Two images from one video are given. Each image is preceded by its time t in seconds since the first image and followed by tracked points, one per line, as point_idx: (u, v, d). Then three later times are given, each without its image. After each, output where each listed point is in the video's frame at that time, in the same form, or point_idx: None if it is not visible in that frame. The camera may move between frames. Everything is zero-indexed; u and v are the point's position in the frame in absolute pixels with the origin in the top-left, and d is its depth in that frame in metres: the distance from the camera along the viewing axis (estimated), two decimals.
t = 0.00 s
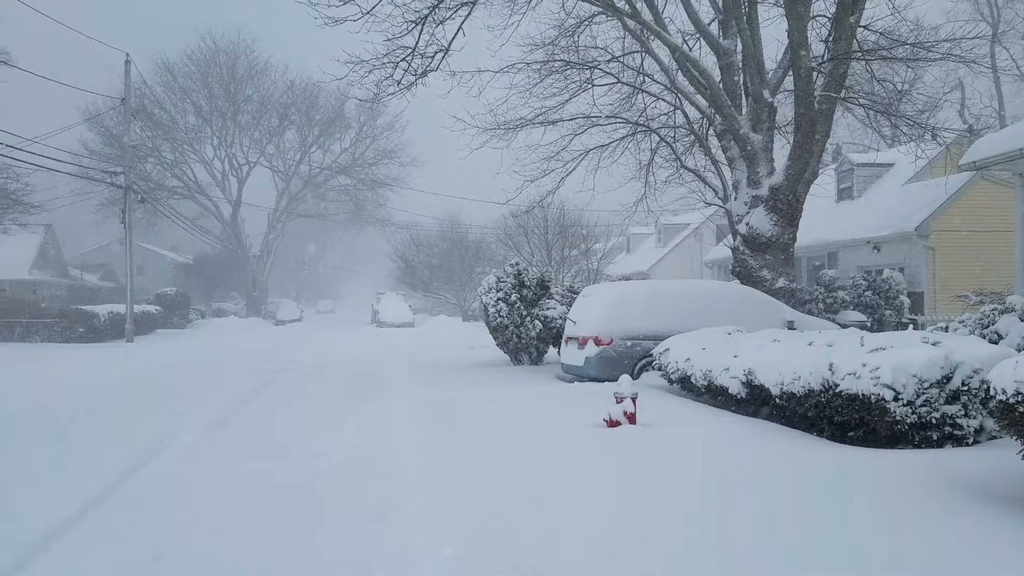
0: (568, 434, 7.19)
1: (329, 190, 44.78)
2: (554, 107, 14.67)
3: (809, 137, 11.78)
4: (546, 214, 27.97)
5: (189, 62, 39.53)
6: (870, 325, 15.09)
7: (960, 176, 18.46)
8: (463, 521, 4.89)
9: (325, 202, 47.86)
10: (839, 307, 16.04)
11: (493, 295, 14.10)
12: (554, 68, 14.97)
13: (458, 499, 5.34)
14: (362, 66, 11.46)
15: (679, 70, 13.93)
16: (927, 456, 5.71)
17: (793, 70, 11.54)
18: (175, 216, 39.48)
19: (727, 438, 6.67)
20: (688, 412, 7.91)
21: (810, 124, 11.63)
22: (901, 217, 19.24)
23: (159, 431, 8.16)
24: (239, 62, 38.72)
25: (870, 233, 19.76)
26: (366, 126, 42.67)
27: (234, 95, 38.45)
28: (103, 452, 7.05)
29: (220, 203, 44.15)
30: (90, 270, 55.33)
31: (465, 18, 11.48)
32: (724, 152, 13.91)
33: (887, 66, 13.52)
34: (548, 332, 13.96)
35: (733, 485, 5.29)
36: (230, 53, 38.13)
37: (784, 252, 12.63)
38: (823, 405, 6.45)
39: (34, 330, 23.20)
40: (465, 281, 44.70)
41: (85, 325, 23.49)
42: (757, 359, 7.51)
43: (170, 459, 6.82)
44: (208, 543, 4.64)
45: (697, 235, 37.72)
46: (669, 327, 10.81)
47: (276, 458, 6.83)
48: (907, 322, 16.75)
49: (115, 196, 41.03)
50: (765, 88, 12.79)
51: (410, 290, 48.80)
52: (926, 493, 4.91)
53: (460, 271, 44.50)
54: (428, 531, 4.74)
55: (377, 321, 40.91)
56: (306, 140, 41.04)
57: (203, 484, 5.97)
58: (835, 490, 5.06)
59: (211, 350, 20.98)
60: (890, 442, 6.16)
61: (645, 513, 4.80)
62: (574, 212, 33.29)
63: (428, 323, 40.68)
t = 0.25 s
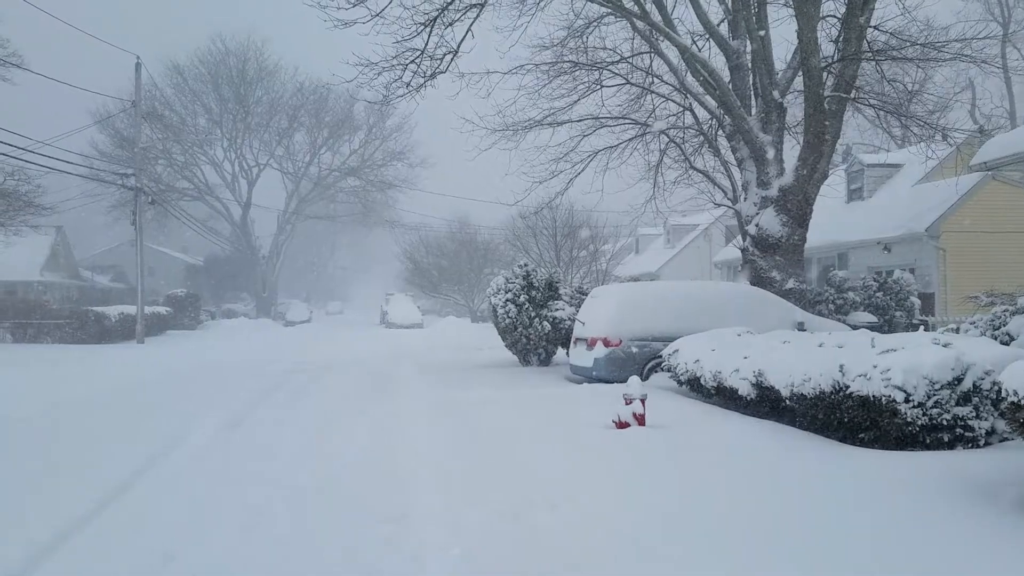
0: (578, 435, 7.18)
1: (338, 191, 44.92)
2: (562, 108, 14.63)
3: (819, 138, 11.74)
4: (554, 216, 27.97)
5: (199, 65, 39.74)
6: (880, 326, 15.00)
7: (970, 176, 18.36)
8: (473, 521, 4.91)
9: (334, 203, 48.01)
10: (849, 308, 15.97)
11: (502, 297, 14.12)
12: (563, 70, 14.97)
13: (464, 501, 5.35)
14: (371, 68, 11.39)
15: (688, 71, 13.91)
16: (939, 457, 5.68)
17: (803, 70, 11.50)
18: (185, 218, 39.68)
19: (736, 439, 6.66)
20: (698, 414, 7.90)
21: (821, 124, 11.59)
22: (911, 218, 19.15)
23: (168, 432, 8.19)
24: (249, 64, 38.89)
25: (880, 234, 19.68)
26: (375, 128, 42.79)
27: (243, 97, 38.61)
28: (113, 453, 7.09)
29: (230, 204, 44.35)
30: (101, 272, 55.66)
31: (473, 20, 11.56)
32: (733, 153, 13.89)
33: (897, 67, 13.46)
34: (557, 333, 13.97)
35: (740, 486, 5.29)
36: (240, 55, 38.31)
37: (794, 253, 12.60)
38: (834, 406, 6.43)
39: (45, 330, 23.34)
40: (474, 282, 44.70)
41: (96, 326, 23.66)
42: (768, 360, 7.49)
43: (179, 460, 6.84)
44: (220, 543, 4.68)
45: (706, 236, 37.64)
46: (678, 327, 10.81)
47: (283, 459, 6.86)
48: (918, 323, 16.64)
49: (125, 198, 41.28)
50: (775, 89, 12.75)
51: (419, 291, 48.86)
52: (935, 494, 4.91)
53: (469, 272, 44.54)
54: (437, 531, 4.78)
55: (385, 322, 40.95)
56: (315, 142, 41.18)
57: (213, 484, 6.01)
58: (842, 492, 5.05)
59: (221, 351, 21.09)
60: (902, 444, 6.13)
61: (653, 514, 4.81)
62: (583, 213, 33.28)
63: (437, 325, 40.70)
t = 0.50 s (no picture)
0: (586, 436, 7.18)
1: (347, 192, 45.03)
2: (571, 108, 14.79)
3: (829, 138, 11.70)
4: (563, 216, 27.97)
5: (209, 67, 39.93)
6: (890, 326, 14.94)
7: (981, 175, 18.26)
8: (478, 522, 4.93)
9: (343, 205, 48.14)
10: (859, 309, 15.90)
11: (510, 297, 14.14)
12: (572, 70, 15.05)
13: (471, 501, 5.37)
14: (380, 70, 11.27)
15: (697, 71, 13.91)
16: (949, 458, 5.66)
17: (812, 70, 11.45)
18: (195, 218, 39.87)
19: (744, 440, 6.66)
20: (707, 415, 7.89)
21: (830, 125, 11.56)
22: (922, 218, 19.06)
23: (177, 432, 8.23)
24: (258, 65, 39.03)
25: (891, 234, 19.59)
26: (383, 129, 42.88)
27: (253, 99, 38.75)
28: (122, 453, 7.13)
29: (239, 205, 44.53)
30: (112, 272, 56.00)
31: (483, 22, 11.27)
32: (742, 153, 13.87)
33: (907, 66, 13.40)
34: (566, 334, 13.97)
35: (746, 487, 5.30)
36: (250, 56, 38.46)
37: (804, 253, 12.59)
38: (844, 407, 6.41)
39: (57, 330, 23.51)
40: (482, 282, 44.71)
41: (107, 327, 23.82)
42: (777, 361, 7.47)
43: (187, 461, 6.88)
44: (228, 542, 4.71)
45: (715, 237, 37.54)
46: (687, 328, 10.79)
47: (290, 459, 6.90)
48: (928, 323, 16.56)
49: (136, 199, 41.52)
50: (784, 89, 12.70)
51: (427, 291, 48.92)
52: (940, 494, 4.91)
53: (477, 273, 44.57)
54: (442, 531, 4.80)
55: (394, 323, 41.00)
56: (324, 143, 41.29)
57: (222, 484, 6.06)
58: (847, 493, 5.05)
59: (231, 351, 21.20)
60: (912, 445, 6.11)
61: (658, 515, 4.82)
62: (591, 213, 33.25)
63: (445, 325, 40.73)
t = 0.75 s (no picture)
0: (593, 436, 7.19)
1: (354, 193, 45.13)
2: (578, 108, 14.60)
3: (838, 136, 11.66)
4: (570, 216, 27.96)
5: (217, 68, 40.07)
6: (899, 326, 14.88)
7: (990, 175, 18.18)
8: (483, 522, 4.95)
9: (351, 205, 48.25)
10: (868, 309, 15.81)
11: (518, 297, 14.14)
12: (579, 70, 14.98)
13: (476, 501, 5.39)
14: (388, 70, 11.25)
15: (705, 70, 13.85)
16: (957, 458, 5.65)
17: (820, 70, 11.41)
18: (203, 219, 40.04)
19: (750, 441, 6.65)
20: (715, 415, 7.88)
21: (839, 124, 11.53)
22: (930, 217, 18.98)
23: (183, 433, 8.26)
24: (266, 66, 39.15)
25: (899, 234, 19.51)
26: (391, 130, 42.95)
27: (261, 100, 38.88)
28: (129, 454, 7.16)
29: (247, 206, 44.68)
30: (120, 273, 56.24)
31: (494, 22, 10.84)
32: (750, 153, 13.83)
33: (916, 65, 13.33)
34: (573, 334, 13.97)
35: (750, 487, 5.30)
36: (257, 57, 38.58)
37: (812, 253, 12.55)
38: (853, 407, 6.40)
39: (66, 331, 23.63)
40: (489, 283, 44.75)
41: (116, 327, 23.96)
42: (786, 361, 7.46)
43: (194, 461, 6.91)
44: (236, 542, 4.75)
45: (723, 236, 37.46)
46: (695, 328, 10.79)
47: (295, 459, 6.93)
48: (937, 323, 16.47)
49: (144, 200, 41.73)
50: (792, 88, 12.66)
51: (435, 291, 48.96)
52: (946, 494, 4.90)
53: (484, 272, 44.59)
54: (447, 531, 4.82)
55: (401, 323, 41.06)
56: (332, 144, 41.38)
57: (228, 484, 6.09)
58: (852, 493, 5.05)
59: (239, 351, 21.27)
60: (921, 445, 6.09)
61: (664, 515, 4.82)
62: (599, 214, 33.23)
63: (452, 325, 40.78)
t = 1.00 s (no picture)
0: (611, 437, 7.20)
1: (373, 195, 45.38)
2: (596, 109, 14.60)
3: (858, 136, 11.58)
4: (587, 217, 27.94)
5: (237, 71, 40.44)
6: (920, 327, 14.75)
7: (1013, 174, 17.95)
8: (498, 522, 4.99)
9: (369, 207, 48.50)
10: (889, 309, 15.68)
11: (536, 298, 14.17)
12: (596, 71, 14.98)
13: (491, 502, 5.43)
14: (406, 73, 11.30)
15: (723, 70, 13.80)
16: (978, 460, 5.61)
17: (840, 69, 11.34)
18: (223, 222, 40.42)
19: (769, 442, 6.63)
20: (734, 416, 7.86)
21: (858, 123, 11.45)
22: (951, 217, 18.79)
23: (203, 433, 8.36)
24: (285, 70, 39.46)
25: (921, 234, 19.33)
26: (409, 132, 43.13)
27: (280, 103, 39.20)
28: (150, 454, 7.26)
29: (267, 208, 45.05)
30: (142, 275, 56.90)
31: (510, 21, 10.47)
32: (769, 152, 13.76)
33: (937, 64, 13.21)
34: (591, 334, 13.97)
35: (765, 488, 5.30)
36: (276, 61, 38.89)
37: (832, 253, 12.47)
38: (874, 409, 6.36)
39: (88, 332, 23.95)
40: (506, 284, 44.82)
41: (139, 329, 24.26)
42: (806, 363, 7.43)
43: (213, 462, 7.00)
44: (255, 541, 4.82)
45: (741, 237, 37.25)
46: (714, 329, 10.76)
47: (313, 460, 7.01)
48: (959, 324, 16.30)
49: (166, 203, 42.20)
50: (811, 87, 12.59)
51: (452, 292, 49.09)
52: (963, 495, 4.88)
53: (502, 274, 44.65)
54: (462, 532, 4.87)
55: (419, 324, 41.22)
56: (350, 146, 41.62)
57: (247, 485, 6.17)
58: (868, 495, 5.04)
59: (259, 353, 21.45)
60: (943, 447, 6.04)
61: (678, 516, 4.83)
62: (616, 214, 33.18)
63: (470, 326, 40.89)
